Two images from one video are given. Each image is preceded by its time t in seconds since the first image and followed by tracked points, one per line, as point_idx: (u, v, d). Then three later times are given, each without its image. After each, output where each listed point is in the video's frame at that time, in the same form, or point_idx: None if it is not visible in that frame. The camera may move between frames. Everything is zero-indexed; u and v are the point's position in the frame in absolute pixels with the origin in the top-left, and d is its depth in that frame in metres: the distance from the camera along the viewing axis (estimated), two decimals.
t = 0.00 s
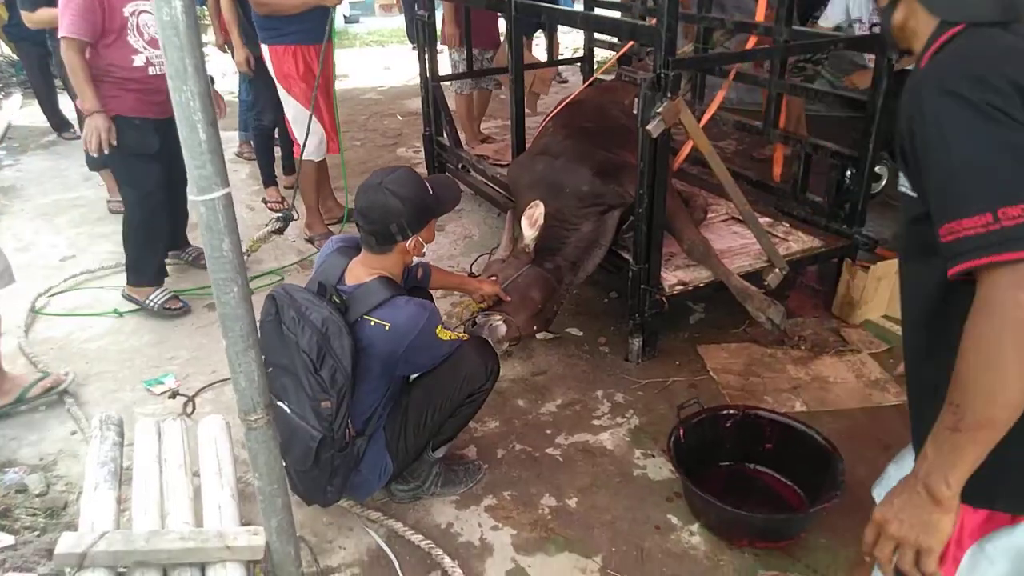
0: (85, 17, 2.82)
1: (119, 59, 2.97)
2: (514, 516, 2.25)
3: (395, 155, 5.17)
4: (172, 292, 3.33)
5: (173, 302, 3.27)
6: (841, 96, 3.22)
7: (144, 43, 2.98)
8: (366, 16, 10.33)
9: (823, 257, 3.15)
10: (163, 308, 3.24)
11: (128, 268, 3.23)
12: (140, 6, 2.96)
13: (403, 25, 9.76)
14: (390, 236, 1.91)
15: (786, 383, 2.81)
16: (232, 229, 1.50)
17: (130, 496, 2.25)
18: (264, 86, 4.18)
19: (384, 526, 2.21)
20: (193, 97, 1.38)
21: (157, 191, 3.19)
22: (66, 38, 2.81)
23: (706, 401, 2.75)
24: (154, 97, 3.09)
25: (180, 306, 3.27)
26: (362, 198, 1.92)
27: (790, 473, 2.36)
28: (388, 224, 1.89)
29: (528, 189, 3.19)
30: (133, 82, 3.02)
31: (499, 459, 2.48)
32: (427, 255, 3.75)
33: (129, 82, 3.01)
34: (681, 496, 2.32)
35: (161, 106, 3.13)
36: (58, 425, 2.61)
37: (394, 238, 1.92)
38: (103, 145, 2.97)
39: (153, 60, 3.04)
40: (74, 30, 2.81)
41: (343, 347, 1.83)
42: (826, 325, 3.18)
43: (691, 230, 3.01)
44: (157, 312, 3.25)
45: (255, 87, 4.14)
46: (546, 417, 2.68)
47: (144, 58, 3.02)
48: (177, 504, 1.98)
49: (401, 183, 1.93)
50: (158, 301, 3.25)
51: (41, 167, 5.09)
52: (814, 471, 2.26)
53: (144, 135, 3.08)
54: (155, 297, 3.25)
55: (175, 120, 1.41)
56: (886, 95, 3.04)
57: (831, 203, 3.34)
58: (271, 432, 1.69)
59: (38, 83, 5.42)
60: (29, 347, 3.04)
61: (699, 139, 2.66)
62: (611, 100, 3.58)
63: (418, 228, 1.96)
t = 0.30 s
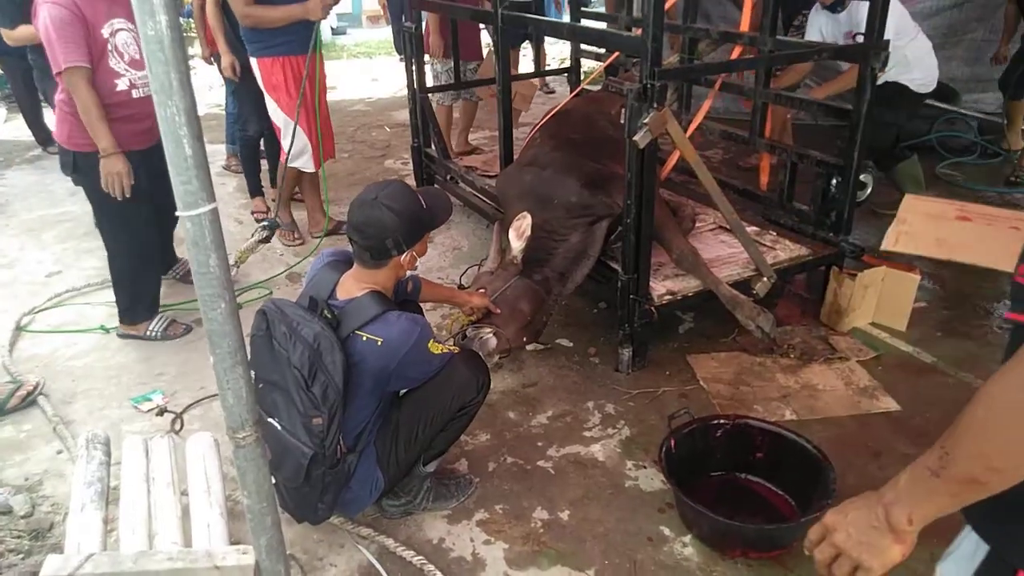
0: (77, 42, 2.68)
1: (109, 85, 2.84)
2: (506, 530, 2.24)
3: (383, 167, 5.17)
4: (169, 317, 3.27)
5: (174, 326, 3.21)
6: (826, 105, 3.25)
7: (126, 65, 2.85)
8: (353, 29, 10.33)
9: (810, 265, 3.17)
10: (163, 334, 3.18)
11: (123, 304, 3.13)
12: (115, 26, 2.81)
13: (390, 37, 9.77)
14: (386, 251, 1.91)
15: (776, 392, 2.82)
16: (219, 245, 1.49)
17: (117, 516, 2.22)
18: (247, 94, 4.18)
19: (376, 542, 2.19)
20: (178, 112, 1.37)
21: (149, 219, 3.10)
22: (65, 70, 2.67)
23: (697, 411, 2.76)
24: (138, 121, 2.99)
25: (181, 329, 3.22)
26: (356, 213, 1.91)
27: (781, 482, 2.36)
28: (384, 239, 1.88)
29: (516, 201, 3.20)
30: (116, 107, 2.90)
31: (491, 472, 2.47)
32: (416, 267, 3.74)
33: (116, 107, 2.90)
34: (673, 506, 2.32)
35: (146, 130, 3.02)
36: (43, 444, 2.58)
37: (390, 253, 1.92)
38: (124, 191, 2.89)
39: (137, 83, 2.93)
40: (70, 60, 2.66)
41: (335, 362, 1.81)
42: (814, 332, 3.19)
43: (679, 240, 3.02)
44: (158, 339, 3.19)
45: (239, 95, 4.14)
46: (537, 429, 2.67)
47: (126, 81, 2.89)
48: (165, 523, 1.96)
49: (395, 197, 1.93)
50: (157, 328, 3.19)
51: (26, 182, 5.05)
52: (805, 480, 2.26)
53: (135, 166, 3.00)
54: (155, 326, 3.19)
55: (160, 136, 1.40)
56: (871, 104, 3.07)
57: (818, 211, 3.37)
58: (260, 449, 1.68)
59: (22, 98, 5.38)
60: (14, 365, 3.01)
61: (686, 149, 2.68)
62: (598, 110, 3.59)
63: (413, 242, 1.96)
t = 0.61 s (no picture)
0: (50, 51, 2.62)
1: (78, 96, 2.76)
2: (491, 533, 2.24)
3: (365, 170, 5.15)
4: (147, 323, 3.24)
5: (152, 333, 3.19)
6: (806, 108, 3.29)
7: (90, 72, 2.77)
8: (335, 31, 10.30)
9: (792, 266, 3.20)
10: (140, 341, 3.15)
11: (104, 313, 3.10)
12: (76, 30, 2.74)
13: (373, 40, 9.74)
14: (372, 255, 1.90)
15: (758, 392, 2.84)
16: (199, 249, 1.48)
17: (96, 524, 2.20)
18: (224, 98, 4.19)
19: (359, 547, 2.18)
20: (158, 117, 1.36)
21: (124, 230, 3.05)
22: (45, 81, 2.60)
23: (680, 412, 2.77)
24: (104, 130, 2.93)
25: (159, 335, 3.19)
26: (340, 218, 1.90)
27: (764, 482, 2.38)
28: (371, 242, 1.88)
29: (499, 204, 3.20)
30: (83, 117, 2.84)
31: (475, 475, 2.47)
32: (400, 270, 3.73)
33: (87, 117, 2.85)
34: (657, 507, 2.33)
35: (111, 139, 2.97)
36: (21, 453, 2.54)
37: (375, 257, 1.91)
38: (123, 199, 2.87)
39: (101, 91, 2.85)
40: (47, 70, 2.59)
41: (318, 367, 1.80)
42: (796, 333, 3.22)
43: (662, 241, 3.03)
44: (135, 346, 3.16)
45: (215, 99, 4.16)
46: (522, 432, 2.67)
47: (90, 89, 2.80)
48: (146, 531, 1.94)
49: (380, 200, 1.92)
50: (134, 336, 3.16)
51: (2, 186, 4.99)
52: (787, 480, 2.28)
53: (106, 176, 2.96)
54: (132, 333, 3.16)
55: (139, 142, 1.39)
56: (850, 107, 3.11)
57: (798, 213, 3.40)
58: (241, 455, 1.66)
59: None
60: None
61: (668, 152, 2.69)
62: (580, 113, 3.60)
63: (398, 245, 1.96)
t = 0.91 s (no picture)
0: None
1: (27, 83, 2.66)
2: (459, 518, 2.24)
3: (333, 156, 5.09)
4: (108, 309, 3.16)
5: (113, 318, 3.11)
6: (773, 97, 3.32)
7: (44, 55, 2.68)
8: (302, 16, 10.13)
9: (758, 252, 3.24)
10: (101, 328, 3.07)
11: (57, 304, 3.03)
12: (21, 12, 2.62)
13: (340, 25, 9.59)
14: (343, 239, 1.88)
15: (724, 376, 2.88)
16: (160, 232, 1.45)
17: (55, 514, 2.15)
18: (167, 84, 4.26)
19: (327, 534, 2.17)
20: (116, 95, 1.32)
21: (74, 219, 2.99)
22: None
23: (648, 396, 2.80)
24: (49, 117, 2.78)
25: (120, 322, 3.12)
26: (306, 201, 1.87)
27: (729, 464, 2.41)
28: (341, 225, 1.86)
29: (468, 190, 3.19)
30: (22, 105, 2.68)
31: (444, 461, 2.47)
32: (368, 257, 3.70)
33: (30, 107, 2.69)
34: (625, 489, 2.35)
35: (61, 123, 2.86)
36: None
37: (346, 240, 1.90)
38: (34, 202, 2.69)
39: (58, 74, 2.77)
40: None
41: (284, 352, 1.78)
42: (761, 319, 3.26)
43: (631, 228, 3.05)
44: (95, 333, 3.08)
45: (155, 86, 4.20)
46: (490, 417, 2.67)
47: (48, 74, 2.73)
48: (107, 520, 1.90)
49: (347, 183, 1.90)
50: (95, 322, 3.08)
51: None
52: (752, 462, 2.32)
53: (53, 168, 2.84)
54: (93, 319, 3.08)
55: (96, 121, 1.35)
56: (815, 96, 3.14)
57: (763, 201, 3.45)
58: (205, 441, 1.64)
59: None
60: None
61: (637, 139, 2.70)
62: (550, 100, 3.59)
63: (366, 228, 1.94)
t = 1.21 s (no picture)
0: None
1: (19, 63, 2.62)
2: (451, 502, 2.24)
3: (319, 144, 5.06)
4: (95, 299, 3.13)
5: (101, 307, 3.08)
6: (760, 81, 3.32)
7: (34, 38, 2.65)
8: (286, 4, 10.01)
9: (746, 237, 3.25)
10: (89, 316, 3.05)
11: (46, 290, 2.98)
12: None
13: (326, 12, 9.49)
14: (325, 223, 1.87)
15: (714, 360, 2.90)
16: (145, 213, 1.44)
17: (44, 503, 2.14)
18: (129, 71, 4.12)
19: (319, 520, 2.17)
20: (96, 74, 1.31)
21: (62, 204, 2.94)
22: None
23: (638, 381, 2.81)
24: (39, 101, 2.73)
25: (108, 311, 3.09)
26: (289, 185, 1.86)
27: (719, 446, 2.43)
28: (323, 209, 1.84)
29: (457, 176, 3.18)
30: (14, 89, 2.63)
31: (435, 446, 2.47)
32: (356, 245, 3.68)
33: (23, 89, 2.65)
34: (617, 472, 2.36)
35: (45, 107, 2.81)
36: None
37: (329, 224, 1.88)
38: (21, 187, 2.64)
39: (46, 57, 2.74)
40: None
41: (273, 337, 1.77)
42: (750, 303, 3.28)
43: (620, 213, 3.05)
44: (83, 322, 3.05)
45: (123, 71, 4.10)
46: (481, 402, 2.68)
47: (38, 57, 2.70)
48: (97, 508, 1.89)
49: (330, 167, 1.89)
50: (82, 310, 3.05)
51: None
52: (743, 444, 2.33)
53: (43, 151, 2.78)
54: (80, 307, 3.05)
55: (77, 101, 1.34)
56: (802, 81, 3.15)
57: (751, 186, 3.47)
58: (194, 426, 1.63)
59: None
60: None
61: (625, 123, 2.70)
62: (538, 86, 3.58)
63: (349, 212, 1.93)
